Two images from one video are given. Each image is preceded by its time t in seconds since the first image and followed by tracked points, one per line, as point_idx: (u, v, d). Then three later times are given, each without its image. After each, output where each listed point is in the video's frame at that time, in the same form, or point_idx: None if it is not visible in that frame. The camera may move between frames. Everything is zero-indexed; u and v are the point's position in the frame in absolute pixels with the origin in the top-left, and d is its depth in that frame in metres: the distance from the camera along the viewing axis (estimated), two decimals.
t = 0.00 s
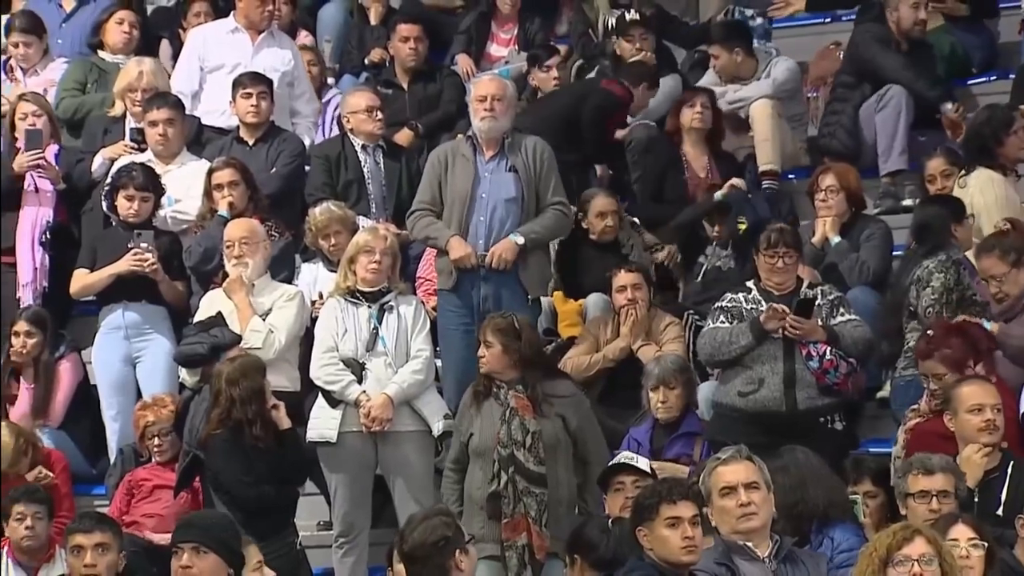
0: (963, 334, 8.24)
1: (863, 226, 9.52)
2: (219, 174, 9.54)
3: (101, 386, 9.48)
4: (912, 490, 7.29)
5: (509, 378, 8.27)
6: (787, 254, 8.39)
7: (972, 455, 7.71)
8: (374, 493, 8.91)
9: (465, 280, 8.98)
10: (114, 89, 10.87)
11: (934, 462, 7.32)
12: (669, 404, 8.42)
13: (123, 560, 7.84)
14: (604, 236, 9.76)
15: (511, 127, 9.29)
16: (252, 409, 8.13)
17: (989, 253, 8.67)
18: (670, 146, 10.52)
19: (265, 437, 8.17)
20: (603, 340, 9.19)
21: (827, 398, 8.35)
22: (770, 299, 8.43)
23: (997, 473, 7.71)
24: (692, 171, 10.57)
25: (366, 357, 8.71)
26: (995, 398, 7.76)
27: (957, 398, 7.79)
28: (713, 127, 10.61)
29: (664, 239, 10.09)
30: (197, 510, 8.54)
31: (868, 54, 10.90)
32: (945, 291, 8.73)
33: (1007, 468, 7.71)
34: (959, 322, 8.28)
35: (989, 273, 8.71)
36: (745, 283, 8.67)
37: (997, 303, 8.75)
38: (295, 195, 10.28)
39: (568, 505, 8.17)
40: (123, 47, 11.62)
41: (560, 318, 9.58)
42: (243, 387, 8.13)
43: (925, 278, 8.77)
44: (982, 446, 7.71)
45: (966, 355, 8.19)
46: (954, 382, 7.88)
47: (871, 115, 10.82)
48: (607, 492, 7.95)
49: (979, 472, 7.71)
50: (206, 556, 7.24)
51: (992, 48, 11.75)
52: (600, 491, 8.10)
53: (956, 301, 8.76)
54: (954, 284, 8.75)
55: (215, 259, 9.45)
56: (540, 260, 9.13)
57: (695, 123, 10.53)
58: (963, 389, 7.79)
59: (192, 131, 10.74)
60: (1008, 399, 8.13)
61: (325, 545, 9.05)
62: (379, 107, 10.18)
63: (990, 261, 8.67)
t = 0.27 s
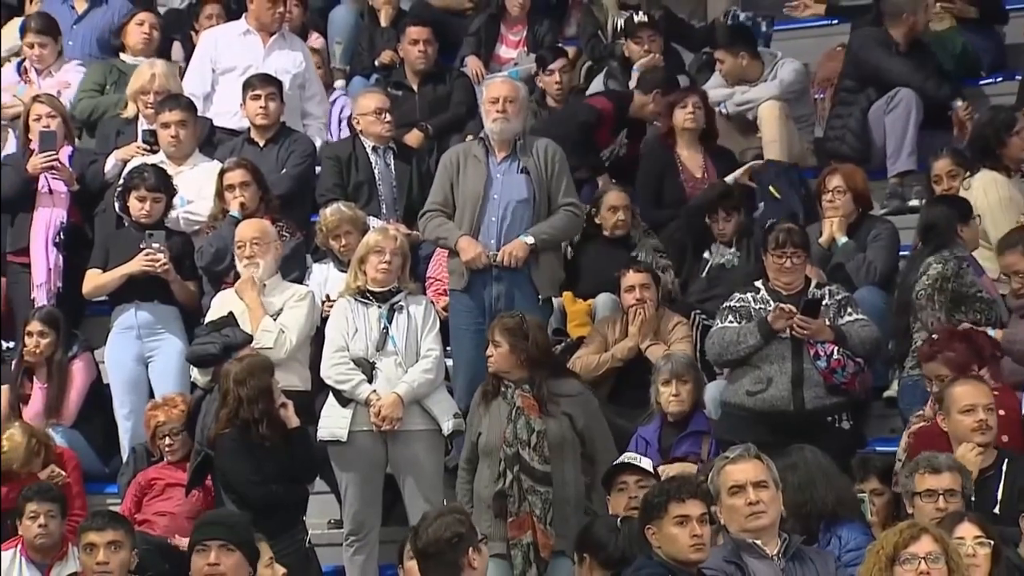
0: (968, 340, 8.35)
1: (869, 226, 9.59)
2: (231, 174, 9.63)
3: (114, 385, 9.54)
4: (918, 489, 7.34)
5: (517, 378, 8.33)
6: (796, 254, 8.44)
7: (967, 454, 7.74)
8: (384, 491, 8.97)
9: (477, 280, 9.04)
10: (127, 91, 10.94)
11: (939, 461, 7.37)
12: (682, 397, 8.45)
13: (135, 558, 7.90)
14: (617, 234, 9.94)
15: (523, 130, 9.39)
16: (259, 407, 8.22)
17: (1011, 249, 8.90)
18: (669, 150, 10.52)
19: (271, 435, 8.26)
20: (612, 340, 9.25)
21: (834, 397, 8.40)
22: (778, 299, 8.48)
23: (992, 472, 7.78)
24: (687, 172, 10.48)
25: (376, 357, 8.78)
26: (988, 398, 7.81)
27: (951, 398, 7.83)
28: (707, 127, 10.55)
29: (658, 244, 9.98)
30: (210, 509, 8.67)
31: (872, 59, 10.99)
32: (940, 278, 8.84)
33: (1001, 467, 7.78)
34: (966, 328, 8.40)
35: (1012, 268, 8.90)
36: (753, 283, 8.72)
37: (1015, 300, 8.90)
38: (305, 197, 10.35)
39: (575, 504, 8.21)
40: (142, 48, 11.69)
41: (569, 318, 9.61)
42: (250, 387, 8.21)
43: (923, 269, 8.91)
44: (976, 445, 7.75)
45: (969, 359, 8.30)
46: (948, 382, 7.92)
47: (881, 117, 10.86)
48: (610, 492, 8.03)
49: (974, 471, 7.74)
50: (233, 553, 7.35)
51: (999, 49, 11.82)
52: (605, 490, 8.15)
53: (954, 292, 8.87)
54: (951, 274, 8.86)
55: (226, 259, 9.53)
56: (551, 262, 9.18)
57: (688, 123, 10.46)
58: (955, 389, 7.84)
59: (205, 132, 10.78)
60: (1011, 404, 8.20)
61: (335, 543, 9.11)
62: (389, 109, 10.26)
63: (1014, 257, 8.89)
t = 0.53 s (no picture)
0: (978, 362, 8.51)
1: (873, 227, 9.67)
2: (239, 175, 9.71)
3: (124, 385, 9.62)
4: (920, 487, 7.39)
5: (523, 377, 8.41)
6: (799, 254, 8.50)
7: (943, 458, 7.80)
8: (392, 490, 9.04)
9: (488, 281, 9.12)
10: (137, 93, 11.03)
11: (942, 459, 7.42)
12: (690, 394, 8.62)
13: (144, 555, 7.97)
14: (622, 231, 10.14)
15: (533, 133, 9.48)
16: (268, 406, 8.30)
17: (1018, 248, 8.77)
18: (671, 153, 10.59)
19: (279, 434, 8.34)
20: (618, 340, 9.32)
21: (838, 396, 8.47)
22: (782, 299, 8.54)
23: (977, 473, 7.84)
24: (685, 171, 10.58)
25: (383, 357, 8.85)
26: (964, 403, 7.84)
27: (929, 402, 7.90)
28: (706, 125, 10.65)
29: (660, 244, 10.01)
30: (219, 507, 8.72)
31: (874, 62, 11.04)
32: (939, 274, 8.92)
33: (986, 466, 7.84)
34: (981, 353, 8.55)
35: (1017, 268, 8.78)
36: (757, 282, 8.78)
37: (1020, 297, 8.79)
38: (313, 199, 10.43)
39: (580, 501, 8.25)
40: (163, 49, 11.68)
41: (575, 318, 9.71)
42: (258, 386, 8.28)
43: (924, 266, 9.03)
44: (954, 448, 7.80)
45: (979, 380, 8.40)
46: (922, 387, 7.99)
47: (888, 118, 10.93)
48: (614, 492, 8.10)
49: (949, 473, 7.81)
50: (244, 552, 7.42)
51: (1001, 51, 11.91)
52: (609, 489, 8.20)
53: (953, 289, 8.92)
54: (950, 270, 8.94)
55: (234, 260, 9.65)
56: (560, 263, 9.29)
57: (686, 122, 10.56)
58: (932, 394, 7.90)
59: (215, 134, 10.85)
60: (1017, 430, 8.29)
61: (343, 542, 9.18)
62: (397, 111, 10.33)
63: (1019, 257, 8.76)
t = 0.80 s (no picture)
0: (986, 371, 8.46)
1: (877, 227, 9.73)
2: (248, 176, 9.76)
3: (133, 384, 9.70)
4: (925, 487, 7.45)
5: (530, 376, 8.46)
6: (803, 254, 8.62)
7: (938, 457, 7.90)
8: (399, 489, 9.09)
9: (495, 282, 9.17)
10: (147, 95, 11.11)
11: (946, 459, 7.47)
12: (696, 392, 8.64)
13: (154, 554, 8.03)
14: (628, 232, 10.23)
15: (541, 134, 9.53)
16: (275, 406, 8.35)
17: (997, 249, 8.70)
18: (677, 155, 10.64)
19: (288, 433, 8.41)
20: (623, 339, 9.38)
21: (842, 395, 8.52)
22: (785, 299, 8.62)
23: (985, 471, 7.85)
24: (692, 173, 10.63)
25: (390, 356, 8.91)
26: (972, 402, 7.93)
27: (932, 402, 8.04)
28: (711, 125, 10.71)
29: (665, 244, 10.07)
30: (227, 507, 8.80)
31: (879, 63, 11.12)
32: (944, 277, 8.99)
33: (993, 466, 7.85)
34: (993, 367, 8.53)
35: (998, 269, 8.72)
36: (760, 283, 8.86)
37: (998, 298, 8.75)
38: (321, 200, 10.49)
39: (588, 499, 8.33)
40: (183, 52, 11.83)
41: (580, 317, 9.81)
42: (266, 386, 8.32)
43: (929, 268, 9.07)
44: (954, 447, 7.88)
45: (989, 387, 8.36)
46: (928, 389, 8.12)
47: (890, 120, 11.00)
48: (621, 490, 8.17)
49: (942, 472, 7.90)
50: (251, 551, 7.49)
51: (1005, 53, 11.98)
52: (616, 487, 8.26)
53: (956, 292, 9.00)
54: (955, 273, 9.00)
55: (243, 260, 9.66)
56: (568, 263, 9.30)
57: (690, 123, 10.66)
58: (935, 394, 8.03)
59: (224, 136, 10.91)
60: None
61: (350, 540, 9.24)
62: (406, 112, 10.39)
63: (1000, 258, 8.70)
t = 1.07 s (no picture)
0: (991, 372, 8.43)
1: (884, 227, 9.80)
2: (259, 178, 9.85)
3: (147, 384, 9.80)
4: (933, 485, 7.51)
5: (540, 376, 8.53)
6: (809, 254, 8.67)
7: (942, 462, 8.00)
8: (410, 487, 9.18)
9: (508, 283, 9.26)
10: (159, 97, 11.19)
11: (954, 457, 7.53)
12: (706, 390, 8.74)
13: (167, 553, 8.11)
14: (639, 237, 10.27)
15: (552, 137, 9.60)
16: (287, 405, 8.43)
17: (984, 253, 8.67)
18: (688, 156, 10.72)
19: (300, 432, 8.48)
20: (632, 339, 9.46)
21: (847, 395, 8.58)
22: (790, 299, 8.69)
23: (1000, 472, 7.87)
24: (704, 173, 10.66)
25: (401, 356, 8.99)
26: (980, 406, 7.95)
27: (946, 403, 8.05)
28: (722, 127, 10.72)
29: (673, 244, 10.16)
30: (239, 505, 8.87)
31: (887, 64, 11.18)
32: (954, 282, 9.03)
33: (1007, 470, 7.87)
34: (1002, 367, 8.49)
35: (987, 273, 8.69)
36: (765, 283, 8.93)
37: (989, 301, 8.76)
38: (333, 201, 10.57)
39: (599, 498, 8.44)
40: (205, 56, 12.00)
41: (590, 317, 9.84)
42: (278, 385, 8.41)
43: (938, 271, 9.10)
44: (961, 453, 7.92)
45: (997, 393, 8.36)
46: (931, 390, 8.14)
47: (895, 121, 11.12)
48: (636, 487, 8.35)
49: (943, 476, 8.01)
50: (262, 550, 7.57)
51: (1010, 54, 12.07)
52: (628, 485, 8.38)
53: (965, 296, 9.03)
54: (965, 277, 9.04)
55: (254, 261, 9.76)
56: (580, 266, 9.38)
57: (703, 126, 10.65)
58: (950, 397, 8.03)
59: (236, 137, 10.99)
60: None
61: (361, 538, 9.32)
62: (418, 113, 10.46)
63: (988, 262, 8.66)
